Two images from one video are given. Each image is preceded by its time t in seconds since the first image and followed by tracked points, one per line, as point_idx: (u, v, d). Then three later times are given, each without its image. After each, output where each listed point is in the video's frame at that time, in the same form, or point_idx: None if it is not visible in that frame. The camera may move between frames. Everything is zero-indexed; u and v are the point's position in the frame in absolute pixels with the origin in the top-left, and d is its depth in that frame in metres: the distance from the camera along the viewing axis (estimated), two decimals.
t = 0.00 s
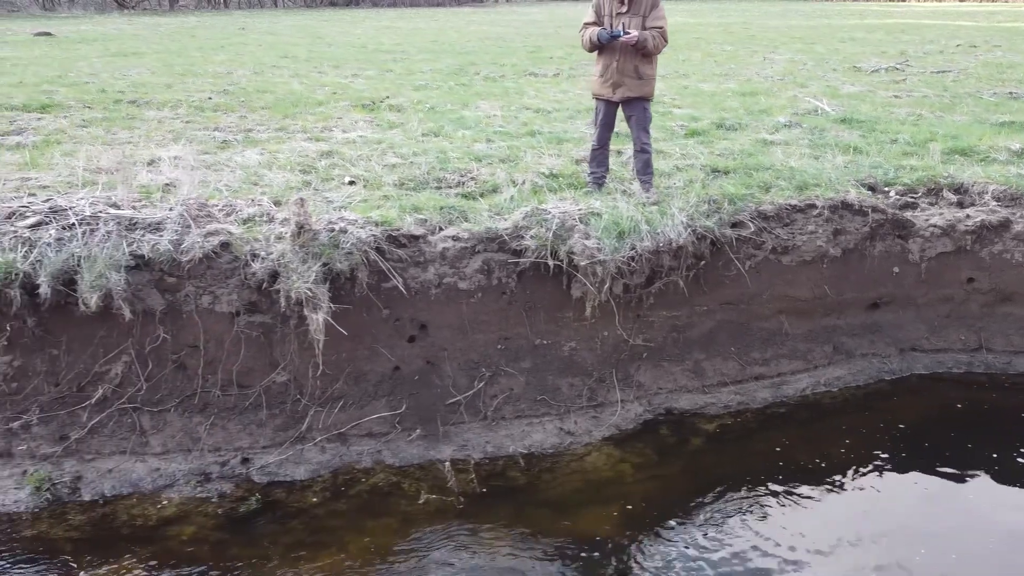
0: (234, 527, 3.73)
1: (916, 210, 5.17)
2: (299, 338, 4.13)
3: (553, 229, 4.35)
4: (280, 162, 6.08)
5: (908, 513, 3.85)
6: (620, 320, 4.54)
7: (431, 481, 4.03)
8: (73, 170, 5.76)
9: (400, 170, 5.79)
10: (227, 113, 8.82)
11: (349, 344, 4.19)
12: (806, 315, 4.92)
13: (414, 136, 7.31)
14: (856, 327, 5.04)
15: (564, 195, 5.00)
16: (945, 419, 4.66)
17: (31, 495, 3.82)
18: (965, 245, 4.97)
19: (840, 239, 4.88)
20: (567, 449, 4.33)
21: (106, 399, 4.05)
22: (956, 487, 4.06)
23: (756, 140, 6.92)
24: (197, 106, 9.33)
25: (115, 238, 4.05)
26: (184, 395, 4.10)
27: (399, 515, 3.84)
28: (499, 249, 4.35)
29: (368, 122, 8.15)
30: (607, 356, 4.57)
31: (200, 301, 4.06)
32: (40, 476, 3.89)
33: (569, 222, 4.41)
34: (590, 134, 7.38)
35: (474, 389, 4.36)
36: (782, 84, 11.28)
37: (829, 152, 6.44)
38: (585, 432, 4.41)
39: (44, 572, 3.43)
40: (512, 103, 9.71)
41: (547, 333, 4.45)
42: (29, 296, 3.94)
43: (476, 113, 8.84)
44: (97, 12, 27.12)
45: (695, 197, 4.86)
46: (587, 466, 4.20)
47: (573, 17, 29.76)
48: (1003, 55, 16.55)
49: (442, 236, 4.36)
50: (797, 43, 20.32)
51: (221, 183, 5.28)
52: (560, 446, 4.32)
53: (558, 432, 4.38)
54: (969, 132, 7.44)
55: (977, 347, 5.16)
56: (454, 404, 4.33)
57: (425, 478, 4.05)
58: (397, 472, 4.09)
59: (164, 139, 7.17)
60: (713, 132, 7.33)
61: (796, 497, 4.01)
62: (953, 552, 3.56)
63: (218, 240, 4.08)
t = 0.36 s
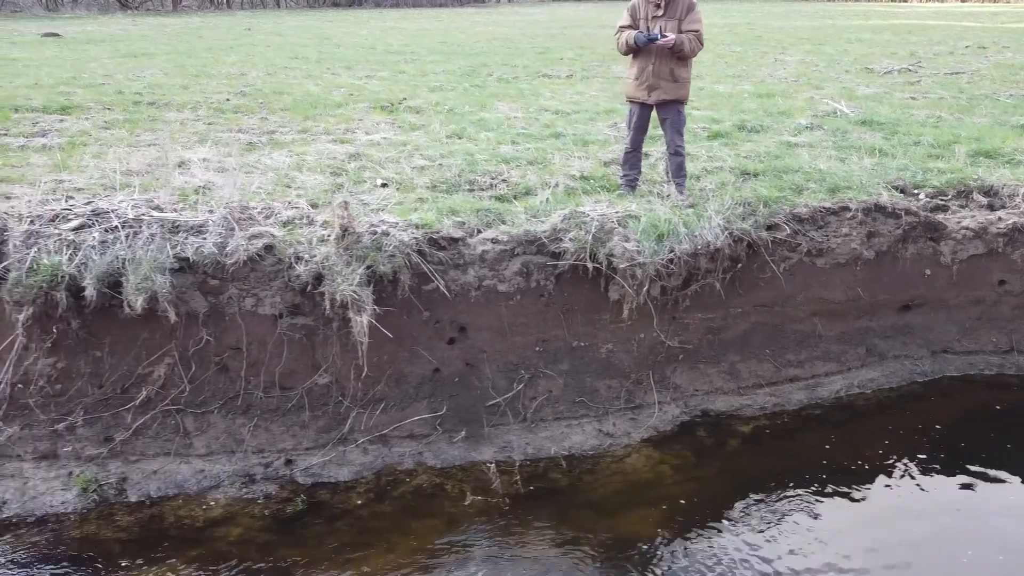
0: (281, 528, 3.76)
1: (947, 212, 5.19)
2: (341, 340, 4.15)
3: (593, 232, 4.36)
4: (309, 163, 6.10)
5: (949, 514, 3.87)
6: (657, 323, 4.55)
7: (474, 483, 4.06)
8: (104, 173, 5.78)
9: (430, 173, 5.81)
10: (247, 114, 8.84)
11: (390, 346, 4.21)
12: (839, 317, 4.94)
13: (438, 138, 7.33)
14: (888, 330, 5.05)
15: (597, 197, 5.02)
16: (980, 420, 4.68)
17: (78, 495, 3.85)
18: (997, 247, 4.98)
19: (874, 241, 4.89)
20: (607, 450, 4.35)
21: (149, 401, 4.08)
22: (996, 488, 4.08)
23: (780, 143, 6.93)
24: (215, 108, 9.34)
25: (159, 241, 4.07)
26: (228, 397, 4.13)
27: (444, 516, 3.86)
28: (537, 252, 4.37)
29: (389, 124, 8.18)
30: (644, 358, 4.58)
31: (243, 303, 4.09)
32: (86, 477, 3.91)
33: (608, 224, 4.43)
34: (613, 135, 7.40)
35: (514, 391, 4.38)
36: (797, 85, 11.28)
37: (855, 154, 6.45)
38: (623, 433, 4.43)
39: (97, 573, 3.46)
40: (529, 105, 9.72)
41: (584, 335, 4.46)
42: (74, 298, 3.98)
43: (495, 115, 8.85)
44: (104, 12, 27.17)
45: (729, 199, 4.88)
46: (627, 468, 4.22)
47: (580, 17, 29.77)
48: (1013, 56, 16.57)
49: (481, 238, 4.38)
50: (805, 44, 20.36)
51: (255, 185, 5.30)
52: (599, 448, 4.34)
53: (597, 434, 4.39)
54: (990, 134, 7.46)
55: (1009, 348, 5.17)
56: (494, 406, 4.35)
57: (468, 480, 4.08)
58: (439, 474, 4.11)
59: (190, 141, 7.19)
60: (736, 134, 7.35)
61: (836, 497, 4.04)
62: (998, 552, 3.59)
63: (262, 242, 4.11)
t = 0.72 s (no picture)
0: (327, 527, 3.78)
1: (978, 213, 5.20)
2: (383, 340, 4.17)
3: (632, 232, 4.38)
4: (338, 164, 6.12)
5: (990, 512, 3.88)
6: (694, 323, 4.57)
7: (516, 482, 4.08)
8: (136, 174, 5.81)
9: (460, 173, 5.83)
10: (268, 115, 8.86)
11: (431, 346, 4.23)
12: (871, 318, 4.96)
13: (462, 138, 7.35)
14: (919, 330, 5.06)
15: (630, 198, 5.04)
16: (1015, 420, 4.69)
17: (125, 495, 3.88)
18: None
19: (907, 242, 4.91)
20: (647, 450, 4.37)
21: (193, 401, 4.11)
22: None
23: (805, 144, 6.95)
24: (236, 108, 9.37)
25: (203, 242, 4.11)
26: (271, 397, 4.16)
27: (488, 516, 3.88)
28: (576, 253, 4.39)
29: (411, 124, 8.19)
30: (681, 359, 4.60)
31: (286, 304, 4.12)
32: (133, 476, 3.95)
33: (647, 225, 4.45)
34: (637, 136, 7.41)
35: (553, 391, 4.40)
36: (814, 86, 11.29)
37: (881, 156, 6.47)
38: (662, 433, 4.45)
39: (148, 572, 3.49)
40: (548, 106, 9.74)
41: (622, 336, 4.48)
42: (119, 299, 4.02)
43: (516, 116, 8.87)
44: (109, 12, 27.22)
45: (763, 200, 4.91)
46: (667, 468, 4.24)
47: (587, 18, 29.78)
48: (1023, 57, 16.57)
49: (519, 239, 4.41)
50: (814, 45, 20.35)
51: (288, 185, 5.32)
52: (639, 447, 4.36)
53: (636, 434, 4.42)
54: (1013, 135, 7.47)
55: None
56: (534, 406, 4.37)
57: (510, 479, 4.10)
58: (481, 473, 4.13)
59: (215, 142, 7.21)
60: (759, 135, 7.36)
61: (876, 496, 4.06)
62: None
63: (305, 243, 4.14)
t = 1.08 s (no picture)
0: (374, 523, 3.82)
1: (1008, 212, 5.23)
2: (425, 338, 4.21)
3: (671, 231, 4.40)
4: (367, 164, 6.15)
5: None
6: (729, 321, 4.61)
7: (558, 479, 4.12)
8: (168, 173, 5.84)
9: (490, 173, 5.86)
10: (289, 115, 8.89)
11: (472, 344, 4.26)
12: (904, 317, 4.97)
13: (485, 138, 7.37)
14: (950, 328, 5.09)
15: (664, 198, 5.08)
16: None
17: (173, 490, 3.92)
18: None
19: (938, 241, 4.94)
20: (685, 447, 4.41)
21: (237, 398, 4.15)
22: None
23: (828, 144, 6.98)
24: (255, 108, 9.40)
25: (248, 240, 4.15)
26: (314, 394, 4.19)
27: (532, 511, 3.92)
28: (614, 251, 4.43)
29: (433, 124, 8.23)
30: (716, 357, 4.63)
31: (329, 302, 4.15)
32: (180, 472, 3.99)
33: (686, 223, 4.46)
34: (661, 136, 7.44)
35: (592, 389, 4.43)
36: (829, 86, 11.31)
37: (905, 156, 6.49)
38: (700, 430, 4.48)
39: (201, 566, 3.53)
40: (566, 106, 9.76)
41: (659, 334, 4.51)
42: (165, 297, 4.06)
43: (535, 116, 8.90)
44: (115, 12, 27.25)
45: (796, 199, 4.94)
46: (707, 464, 4.28)
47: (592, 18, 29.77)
48: None
49: (558, 238, 4.45)
50: (822, 45, 20.37)
51: (322, 185, 5.36)
52: (677, 444, 4.39)
53: (674, 431, 4.45)
54: None
55: None
56: (573, 403, 4.40)
57: (552, 476, 4.14)
58: (523, 470, 4.17)
59: (241, 142, 7.24)
60: (781, 135, 7.39)
61: (915, 492, 4.09)
62: None
63: (349, 242, 4.18)
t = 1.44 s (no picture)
0: (421, 521, 3.85)
1: None
2: (467, 337, 4.24)
3: (710, 232, 4.44)
4: (397, 165, 6.18)
5: None
6: (765, 321, 4.63)
7: (600, 478, 4.15)
8: (200, 174, 5.88)
9: (520, 173, 5.88)
10: (309, 116, 8.92)
11: (512, 343, 4.29)
12: (936, 316, 5.00)
13: (509, 139, 7.40)
14: (982, 328, 5.11)
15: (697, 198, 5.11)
16: None
17: (220, 489, 3.95)
18: None
19: (971, 241, 4.96)
20: (724, 446, 4.44)
21: (281, 397, 4.18)
22: None
23: (852, 145, 7.00)
24: (275, 108, 9.44)
25: (291, 240, 4.19)
26: (356, 393, 4.23)
27: (575, 509, 3.95)
28: (652, 251, 4.46)
29: (454, 125, 8.25)
30: (752, 357, 4.65)
31: (372, 302, 4.19)
32: (226, 471, 4.01)
33: (724, 224, 4.50)
34: (684, 136, 7.46)
35: (630, 388, 4.45)
36: (843, 87, 11.34)
37: (931, 156, 6.52)
38: (738, 429, 4.51)
39: (253, 564, 3.56)
40: (585, 106, 9.78)
41: (696, 333, 4.54)
42: (210, 296, 4.09)
43: (555, 116, 8.92)
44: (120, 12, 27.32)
45: (830, 200, 4.97)
46: (746, 463, 4.31)
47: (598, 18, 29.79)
48: None
49: (596, 238, 4.48)
50: (829, 45, 20.40)
51: (356, 185, 5.39)
52: (716, 444, 4.43)
53: (712, 430, 4.48)
54: None
55: None
56: (612, 402, 4.43)
57: (593, 475, 4.17)
58: (565, 469, 4.20)
59: (266, 142, 7.27)
60: (804, 135, 7.42)
61: (954, 491, 4.12)
62: None
63: (393, 242, 4.21)
